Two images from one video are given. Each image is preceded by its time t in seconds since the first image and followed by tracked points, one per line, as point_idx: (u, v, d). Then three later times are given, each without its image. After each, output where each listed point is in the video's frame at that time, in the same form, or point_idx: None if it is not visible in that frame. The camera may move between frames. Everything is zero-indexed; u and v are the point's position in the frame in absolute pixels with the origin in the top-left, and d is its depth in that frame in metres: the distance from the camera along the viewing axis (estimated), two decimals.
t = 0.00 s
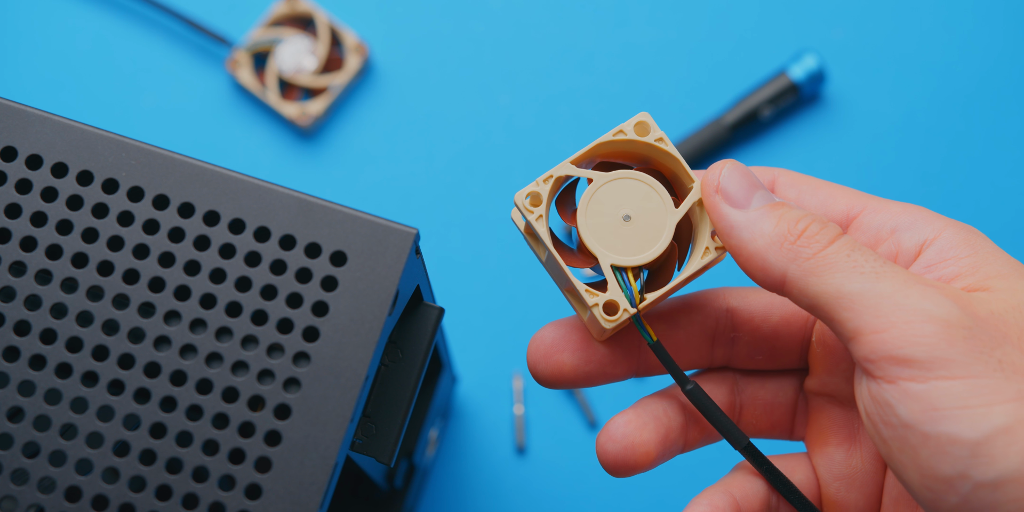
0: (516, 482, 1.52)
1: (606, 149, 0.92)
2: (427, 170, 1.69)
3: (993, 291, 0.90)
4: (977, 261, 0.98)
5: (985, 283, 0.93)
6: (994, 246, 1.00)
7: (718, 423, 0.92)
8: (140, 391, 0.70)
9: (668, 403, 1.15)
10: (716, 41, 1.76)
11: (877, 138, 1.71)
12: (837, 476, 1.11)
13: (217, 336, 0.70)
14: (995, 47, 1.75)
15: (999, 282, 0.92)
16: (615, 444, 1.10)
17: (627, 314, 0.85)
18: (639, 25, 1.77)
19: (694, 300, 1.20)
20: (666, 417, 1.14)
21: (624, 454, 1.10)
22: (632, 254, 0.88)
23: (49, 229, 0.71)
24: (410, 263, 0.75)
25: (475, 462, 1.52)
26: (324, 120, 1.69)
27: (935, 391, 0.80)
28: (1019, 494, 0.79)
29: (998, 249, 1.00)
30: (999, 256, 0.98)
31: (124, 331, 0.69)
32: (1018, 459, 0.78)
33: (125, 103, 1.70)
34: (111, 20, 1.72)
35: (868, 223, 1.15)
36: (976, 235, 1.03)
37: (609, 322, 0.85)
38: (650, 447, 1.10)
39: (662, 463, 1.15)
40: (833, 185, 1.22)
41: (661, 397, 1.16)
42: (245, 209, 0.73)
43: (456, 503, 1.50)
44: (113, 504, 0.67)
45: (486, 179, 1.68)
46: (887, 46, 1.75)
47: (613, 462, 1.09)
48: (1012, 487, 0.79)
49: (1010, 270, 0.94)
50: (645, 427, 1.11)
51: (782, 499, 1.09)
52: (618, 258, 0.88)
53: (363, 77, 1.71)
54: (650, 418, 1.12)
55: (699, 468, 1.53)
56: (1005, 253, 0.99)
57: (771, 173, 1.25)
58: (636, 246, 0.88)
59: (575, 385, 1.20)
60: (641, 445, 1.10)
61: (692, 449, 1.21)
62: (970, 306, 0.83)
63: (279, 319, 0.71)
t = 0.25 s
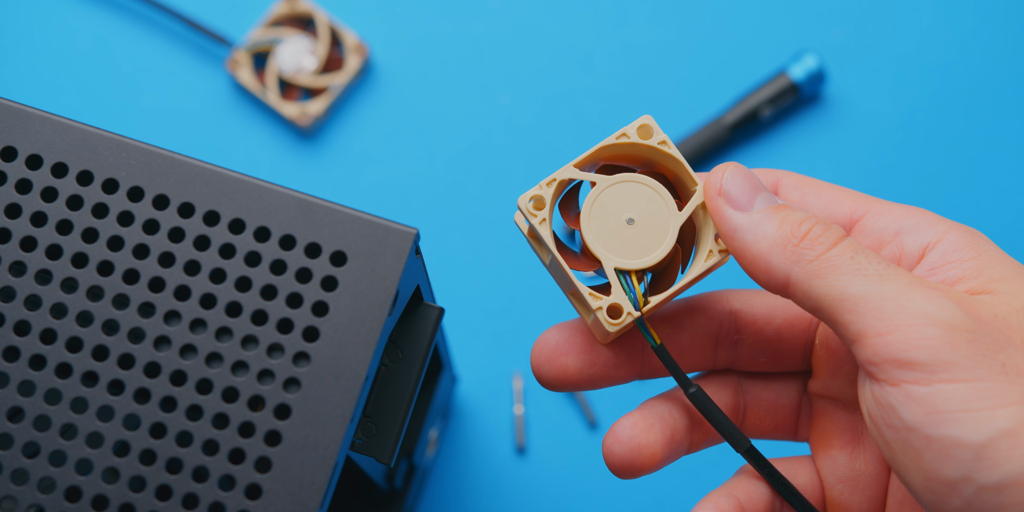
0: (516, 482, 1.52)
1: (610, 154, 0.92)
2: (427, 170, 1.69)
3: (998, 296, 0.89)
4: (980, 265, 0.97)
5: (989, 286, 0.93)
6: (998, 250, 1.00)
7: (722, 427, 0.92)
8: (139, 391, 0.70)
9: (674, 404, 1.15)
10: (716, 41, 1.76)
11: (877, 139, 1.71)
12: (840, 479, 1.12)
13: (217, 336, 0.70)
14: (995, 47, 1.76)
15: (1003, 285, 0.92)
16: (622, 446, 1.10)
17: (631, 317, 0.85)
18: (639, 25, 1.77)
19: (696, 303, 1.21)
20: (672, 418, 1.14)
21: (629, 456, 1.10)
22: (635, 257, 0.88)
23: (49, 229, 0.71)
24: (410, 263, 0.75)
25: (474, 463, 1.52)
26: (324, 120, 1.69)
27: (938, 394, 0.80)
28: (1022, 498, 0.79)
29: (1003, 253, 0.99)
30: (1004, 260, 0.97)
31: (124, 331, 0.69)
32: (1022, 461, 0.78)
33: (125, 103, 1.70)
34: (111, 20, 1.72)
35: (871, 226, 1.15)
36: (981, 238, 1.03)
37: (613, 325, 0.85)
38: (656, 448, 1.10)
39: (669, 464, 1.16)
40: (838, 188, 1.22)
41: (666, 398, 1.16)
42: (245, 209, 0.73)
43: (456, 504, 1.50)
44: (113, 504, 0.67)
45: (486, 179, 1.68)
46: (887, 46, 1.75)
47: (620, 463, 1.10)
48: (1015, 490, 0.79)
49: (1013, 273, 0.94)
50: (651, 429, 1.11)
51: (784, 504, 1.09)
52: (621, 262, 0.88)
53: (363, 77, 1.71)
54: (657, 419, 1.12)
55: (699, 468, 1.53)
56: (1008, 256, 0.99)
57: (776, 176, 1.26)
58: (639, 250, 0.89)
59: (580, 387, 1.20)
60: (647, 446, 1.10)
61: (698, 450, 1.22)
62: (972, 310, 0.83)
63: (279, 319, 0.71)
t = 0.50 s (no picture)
0: (516, 482, 1.52)
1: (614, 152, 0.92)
2: (427, 170, 1.69)
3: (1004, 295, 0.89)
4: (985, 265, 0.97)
5: (994, 286, 0.92)
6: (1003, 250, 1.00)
7: (726, 426, 0.92)
8: (139, 391, 0.70)
9: (678, 403, 1.15)
10: (715, 41, 1.76)
11: (877, 139, 1.71)
12: (844, 478, 1.12)
13: (217, 336, 0.70)
14: (995, 47, 1.75)
15: (1008, 285, 0.92)
16: (626, 445, 1.10)
17: (635, 316, 0.85)
18: (639, 25, 1.77)
19: (701, 302, 1.20)
20: (677, 416, 1.14)
21: (634, 455, 1.10)
22: (640, 256, 0.88)
23: (49, 229, 0.71)
24: (410, 263, 0.75)
25: (475, 462, 1.52)
26: (324, 120, 1.69)
27: (942, 393, 0.80)
28: None
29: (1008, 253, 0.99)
30: (1009, 260, 0.97)
31: (124, 331, 0.69)
32: None
33: (125, 103, 1.70)
34: (111, 20, 1.72)
35: (875, 225, 1.15)
36: (986, 238, 1.03)
37: (618, 324, 0.85)
38: (661, 447, 1.10)
39: (673, 463, 1.15)
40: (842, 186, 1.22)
41: (671, 397, 1.16)
42: (245, 209, 0.73)
43: (457, 504, 1.50)
44: (112, 504, 0.67)
45: (486, 180, 1.68)
46: (887, 46, 1.75)
47: (625, 462, 1.10)
48: (1019, 489, 0.79)
49: (1018, 273, 0.94)
50: (655, 428, 1.11)
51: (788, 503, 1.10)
52: (626, 260, 0.88)
53: (363, 77, 1.71)
54: (662, 418, 1.13)
55: (700, 468, 1.53)
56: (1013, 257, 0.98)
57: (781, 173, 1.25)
58: (643, 249, 0.88)
59: (584, 386, 1.20)
60: (652, 445, 1.09)
61: (703, 449, 1.22)
62: (977, 309, 0.83)
63: (279, 319, 0.71)
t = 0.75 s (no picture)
0: (516, 482, 1.52)
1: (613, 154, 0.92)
2: (427, 170, 1.69)
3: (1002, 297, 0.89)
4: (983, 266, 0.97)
5: (992, 288, 0.92)
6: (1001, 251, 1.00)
7: (725, 428, 0.92)
8: (139, 391, 0.70)
9: (677, 404, 1.15)
10: (715, 41, 1.76)
11: (877, 138, 1.71)
12: (842, 479, 1.12)
13: (217, 336, 0.70)
14: (995, 47, 1.75)
15: (1007, 286, 0.92)
16: (626, 446, 1.10)
17: (634, 317, 0.85)
18: (639, 25, 1.77)
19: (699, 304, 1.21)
20: (676, 418, 1.14)
21: (632, 456, 1.10)
22: (639, 257, 0.88)
23: (49, 229, 0.71)
24: (410, 263, 0.75)
25: (475, 462, 1.52)
26: (324, 120, 1.69)
27: (940, 395, 0.80)
28: None
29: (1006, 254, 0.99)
30: (1007, 261, 0.97)
31: (124, 331, 0.69)
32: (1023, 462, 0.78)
33: (125, 103, 1.70)
34: (111, 20, 1.72)
35: (874, 226, 1.15)
36: (985, 239, 1.03)
37: (616, 325, 0.85)
38: (660, 448, 1.10)
39: (672, 464, 1.15)
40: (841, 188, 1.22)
41: (670, 398, 1.16)
42: (245, 209, 0.73)
43: (456, 504, 1.50)
44: (112, 504, 0.67)
45: (486, 179, 1.68)
46: (887, 46, 1.75)
47: (623, 463, 1.10)
48: (1017, 491, 0.79)
49: (1016, 275, 0.93)
50: (654, 429, 1.11)
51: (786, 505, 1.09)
52: (625, 262, 0.88)
53: (363, 77, 1.71)
54: (661, 419, 1.13)
55: (700, 468, 1.53)
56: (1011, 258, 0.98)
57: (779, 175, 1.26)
58: (643, 250, 0.88)
59: (583, 387, 1.20)
60: (651, 447, 1.09)
61: (702, 451, 1.22)
62: (975, 311, 0.83)
63: (279, 319, 0.71)
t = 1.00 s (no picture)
0: (516, 482, 1.52)
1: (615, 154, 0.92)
2: (427, 170, 1.69)
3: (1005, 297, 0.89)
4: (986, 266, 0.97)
5: (994, 287, 0.92)
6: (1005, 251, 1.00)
7: (727, 426, 0.92)
8: (140, 391, 0.70)
9: (679, 402, 1.15)
10: (715, 41, 1.76)
11: (877, 139, 1.71)
12: (845, 478, 1.11)
13: (217, 336, 0.70)
14: (994, 47, 1.76)
15: (1009, 286, 0.92)
16: (628, 445, 1.10)
17: (637, 316, 0.85)
18: (638, 25, 1.77)
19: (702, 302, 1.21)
20: (678, 416, 1.14)
21: (635, 454, 1.10)
22: (641, 256, 0.88)
23: (49, 229, 0.71)
24: (410, 263, 0.75)
25: (474, 462, 1.52)
26: (324, 120, 1.69)
27: (943, 394, 0.80)
28: None
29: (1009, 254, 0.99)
30: (1011, 261, 0.97)
31: (124, 331, 0.69)
32: None
33: (125, 103, 1.70)
34: (111, 20, 1.72)
35: (877, 226, 1.15)
36: (988, 239, 1.03)
37: (619, 324, 0.85)
38: (663, 447, 1.10)
39: (675, 462, 1.16)
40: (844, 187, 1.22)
41: (672, 397, 1.16)
42: (245, 209, 0.73)
43: (456, 504, 1.50)
44: (113, 504, 0.67)
45: (486, 179, 1.68)
46: (887, 46, 1.75)
47: (626, 461, 1.10)
48: (1019, 489, 0.79)
49: (1019, 274, 0.93)
50: (657, 427, 1.11)
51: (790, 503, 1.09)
52: (628, 261, 0.88)
53: (363, 77, 1.71)
54: (663, 418, 1.13)
55: (700, 468, 1.53)
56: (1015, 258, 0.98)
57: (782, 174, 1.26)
58: (646, 249, 0.88)
59: (585, 386, 1.20)
60: (653, 445, 1.10)
61: (704, 449, 1.22)
62: (978, 310, 0.83)
63: (279, 319, 0.71)
